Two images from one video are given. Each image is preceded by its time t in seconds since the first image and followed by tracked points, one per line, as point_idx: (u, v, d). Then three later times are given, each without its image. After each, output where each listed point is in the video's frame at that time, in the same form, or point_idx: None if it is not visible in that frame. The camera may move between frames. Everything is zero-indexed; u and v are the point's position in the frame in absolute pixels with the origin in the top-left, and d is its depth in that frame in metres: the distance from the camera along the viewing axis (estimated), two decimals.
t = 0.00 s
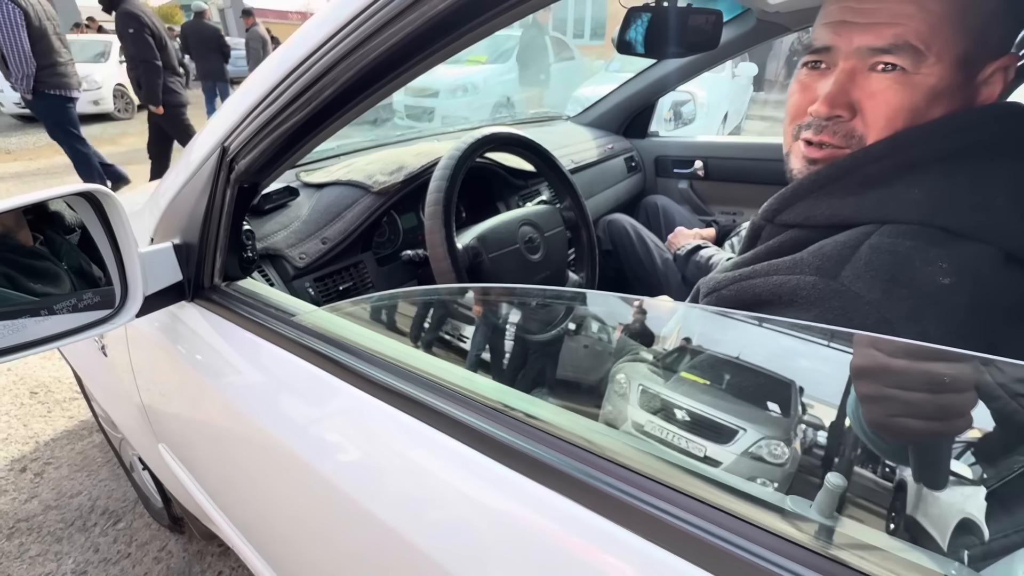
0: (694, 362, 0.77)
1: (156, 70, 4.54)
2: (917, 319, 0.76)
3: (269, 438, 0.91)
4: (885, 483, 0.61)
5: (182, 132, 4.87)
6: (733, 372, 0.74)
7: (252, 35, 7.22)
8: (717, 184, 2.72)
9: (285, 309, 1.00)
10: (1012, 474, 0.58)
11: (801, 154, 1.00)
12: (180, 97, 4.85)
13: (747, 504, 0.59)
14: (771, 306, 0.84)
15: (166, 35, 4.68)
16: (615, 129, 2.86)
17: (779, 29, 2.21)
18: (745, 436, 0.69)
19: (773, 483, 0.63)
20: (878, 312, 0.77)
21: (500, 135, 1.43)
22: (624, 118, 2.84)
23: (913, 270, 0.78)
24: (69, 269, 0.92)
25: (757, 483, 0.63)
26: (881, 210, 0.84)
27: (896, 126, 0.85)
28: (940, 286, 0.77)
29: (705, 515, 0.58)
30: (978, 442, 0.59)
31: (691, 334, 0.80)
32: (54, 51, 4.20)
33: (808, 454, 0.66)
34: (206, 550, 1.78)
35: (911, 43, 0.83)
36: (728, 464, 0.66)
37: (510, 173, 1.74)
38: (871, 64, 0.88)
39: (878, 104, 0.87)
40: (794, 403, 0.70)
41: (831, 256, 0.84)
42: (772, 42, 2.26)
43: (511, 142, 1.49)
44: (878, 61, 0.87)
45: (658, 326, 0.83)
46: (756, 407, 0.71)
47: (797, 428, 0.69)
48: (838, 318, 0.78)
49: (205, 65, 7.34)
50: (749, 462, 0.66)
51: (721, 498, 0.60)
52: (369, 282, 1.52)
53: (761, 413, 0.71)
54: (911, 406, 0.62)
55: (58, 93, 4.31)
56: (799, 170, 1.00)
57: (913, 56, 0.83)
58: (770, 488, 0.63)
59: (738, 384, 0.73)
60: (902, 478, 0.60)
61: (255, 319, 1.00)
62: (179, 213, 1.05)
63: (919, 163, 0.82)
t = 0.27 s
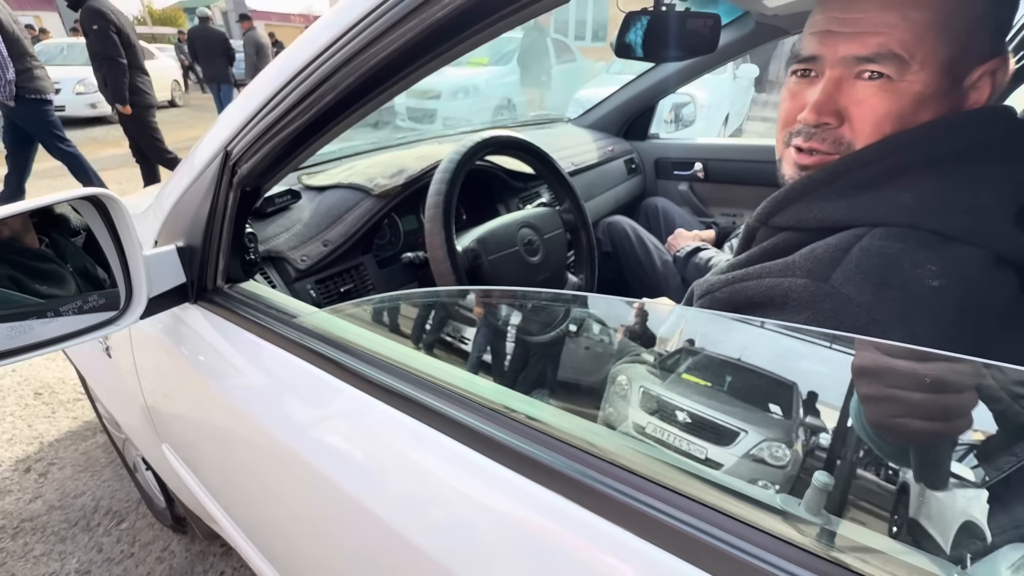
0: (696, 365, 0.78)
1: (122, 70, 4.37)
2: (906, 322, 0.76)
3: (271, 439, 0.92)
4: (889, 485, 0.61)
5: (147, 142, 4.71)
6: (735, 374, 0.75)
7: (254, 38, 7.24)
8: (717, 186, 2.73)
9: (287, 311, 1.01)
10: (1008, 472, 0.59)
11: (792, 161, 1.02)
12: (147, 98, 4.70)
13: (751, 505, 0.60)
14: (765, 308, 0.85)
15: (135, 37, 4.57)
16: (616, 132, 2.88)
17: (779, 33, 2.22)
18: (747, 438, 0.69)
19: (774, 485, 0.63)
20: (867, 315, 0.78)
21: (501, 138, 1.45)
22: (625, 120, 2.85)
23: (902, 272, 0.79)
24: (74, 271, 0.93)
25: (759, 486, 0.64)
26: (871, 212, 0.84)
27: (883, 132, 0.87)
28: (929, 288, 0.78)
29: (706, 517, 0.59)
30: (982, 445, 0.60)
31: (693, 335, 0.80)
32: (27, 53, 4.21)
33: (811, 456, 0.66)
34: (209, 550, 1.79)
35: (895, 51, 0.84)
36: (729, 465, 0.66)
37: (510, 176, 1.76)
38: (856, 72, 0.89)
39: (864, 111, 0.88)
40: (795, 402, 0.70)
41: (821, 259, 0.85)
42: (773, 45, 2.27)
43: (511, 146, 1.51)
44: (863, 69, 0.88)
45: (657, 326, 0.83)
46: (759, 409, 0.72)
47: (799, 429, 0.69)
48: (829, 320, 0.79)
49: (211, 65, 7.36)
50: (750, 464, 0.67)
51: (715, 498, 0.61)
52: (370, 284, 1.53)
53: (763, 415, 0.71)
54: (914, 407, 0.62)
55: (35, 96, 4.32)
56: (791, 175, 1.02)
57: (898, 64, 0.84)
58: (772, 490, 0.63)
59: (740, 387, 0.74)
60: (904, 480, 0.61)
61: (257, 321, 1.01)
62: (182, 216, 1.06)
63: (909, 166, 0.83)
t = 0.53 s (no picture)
0: (697, 365, 0.79)
1: (100, 71, 4.32)
2: (903, 319, 0.76)
3: (278, 435, 0.93)
4: (891, 486, 0.62)
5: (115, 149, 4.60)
6: (738, 374, 0.76)
7: (256, 39, 7.26)
8: (718, 186, 2.74)
9: (295, 310, 1.02)
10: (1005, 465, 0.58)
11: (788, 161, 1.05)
12: (126, 99, 4.61)
13: (754, 500, 0.61)
14: (763, 307, 0.85)
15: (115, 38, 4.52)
16: (618, 132, 2.89)
17: (779, 34, 2.23)
18: (749, 437, 0.70)
19: (778, 484, 0.64)
20: (865, 313, 0.77)
21: (504, 140, 1.46)
22: (626, 121, 2.86)
23: (900, 271, 0.79)
24: (84, 270, 0.95)
25: (762, 483, 0.64)
26: (868, 211, 0.85)
27: (875, 132, 0.89)
28: (925, 286, 0.78)
29: (713, 509, 0.60)
30: (984, 446, 0.59)
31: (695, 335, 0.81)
32: None
33: (813, 455, 0.67)
34: (214, 548, 1.81)
35: (884, 54, 0.87)
36: (733, 464, 0.67)
37: (512, 176, 1.76)
38: (847, 74, 0.92)
39: (855, 112, 0.91)
40: (796, 404, 0.71)
41: (819, 258, 0.85)
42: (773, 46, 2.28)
43: (514, 147, 1.52)
44: (854, 71, 0.91)
45: (657, 325, 0.84)
46: (760, 409, 0.73)
47: (800, 430, 0.70)
48: (827, 318, 0.79)
49: (213, 68, 7.39)
50: (752, 463, 0.67)
51: (719, 491, 0.62)
52: (376, 284, 1.54)
53: (764, 415, 0.72)
54: (913, 402, 0.63)
55: None
56: (787, 175, 1.05)
57: (887, 66, 0.87)
58: (775, 488, 0.63)
59: (743, 388, 0.75)
60: (906, 480, 0.61)
61: (264, 319, 1.02)
62: (191, 217, 1.07)
63: (903, 166, 0.84)
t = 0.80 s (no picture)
0: (697, 363, 0.79)
1: (75, 76, 4.26)
2: (909, 317, 0.76)
3: (284, 430, 0.93)
4: (893, 485, 0.61)
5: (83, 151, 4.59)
6: (739, 372, 0.76)
7: (256, 39, 7.26)
8: (720, 186, 2.74)
9: (302, 307, 1.03)
10: (1008, 459, 0.59)
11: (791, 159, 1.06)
12: (102, 104, 4.56)
13: (759, 491, 0.61)
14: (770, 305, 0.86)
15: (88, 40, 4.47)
16: (620, 132, 2.89)
17: (780, 34, 2.23)
18: (751, 436, 0.69)
19: (781, 480, 0.63)
20: (871, 310, 0.78)
21: (507, 139, 1.46)
22: (628, 121, 2.87)
23: (905, 269, 0.80)
24: (92, 270, 0.96)
25: (764, 478, 0.63)
26: (873, 210, 0.86)
27: (877, 130, 0.90)
28: (929, 284, 0.78)
29: (719, 498, 0.60)
30: (987, 444, 0.60)
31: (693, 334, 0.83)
32: None
33: (815, 454, 0.66)
34: (218, 547, 1.81)
35: (885, 53, 0.87)
36: (734, 459, 0.66)
37: (516, 176, 1.77)
38: (848, 73, 0.93)
39: (857, 111, 0.92)
40: (798, 403, 0.71)
41: (826, 256, 0.86)
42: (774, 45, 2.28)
43: (517, 146, 1.52)
44: (855, 70, 0.92)
45: (660, 325, 0.86)
46: (762, 408, 0.73)
47: (802, 428, 0.69)
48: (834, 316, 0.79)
49: (214, 69, 7.40)
50: (754, 459, 0.66)
51: (723, 481, 0.62)
52: (381, 283, 1.54)
53: (767, 414, 0.72)
54: (910, 395, 0.64)
55: None
56: (791, 173, 1.06)
57: (887, 65, 0.87)
58: (779, 484, 0.62)
59: (743, 386, 0.75)
60: (909, 479, 0.61)
61: (271, 316, 1.03)
62: (199, 216, 1.08)
63: (906, 164, 0.85)
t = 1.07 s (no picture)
0: (695, 361, 0.80)
1: (25, 82, 4.20)
2: (913, 318, 0.75)
3: (285, 432, 0.93)
4: (893, 485, 0.61)
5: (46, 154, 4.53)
6: (738, 372, 0.76)
7: (255, 39, 7.26)
8: (719, 187, 2.75)
9: (303, 310, 1.02)
10: (1007, 460, 0.59)
11: (792, 161, 1.04)
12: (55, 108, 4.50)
13: (759, 492, 0.61)
14: (771, 307, 0.85)
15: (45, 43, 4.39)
16: (620, 133, 2.89)
17: (779, 35, 2.23)
18: (750, 435, 0.70)
19: (779, 480, 0.63)
20: (874, 312, 0.77)
21: (508, 140, 1.46)
22: (628, 121, 2.87)
23: (907, 270, 0.79)
24: (92, 273, 0.95)
25: (763, 480, 0.63)
26: (872, 211, 0.86)
27: (880, 132, 0.89)
28: (931, 286, 0.78)
29: (722, 503, 0.60)
30: (985, 443, 0.60)
31: (696, 334, 0.83)
32: None
33: (813, 455, 0.66)
34: (219, 548, 1.81)
35: (887, 55, 0.86)
36: (733, 460, 0.66)
37: (516, 178, 1.77)
38: (850, 76, 0.91)
39: (860, 113, 0.91)
40: (798, 403, 0.71)
41: (827, 259, 0.86)
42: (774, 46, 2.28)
43: (517, 147, 1.52)
44: (857, 73, 0.90)
45: (663, 327, 0.85)
46: (761, 408, 0.73)
47: (801, 428, 0.69)
48: (836, 318, 0.79)
49: (216, 70, 7.39)
50: (753, 460, 0.67)
51: (724, 485, 0.62)
52: (381, 285, 1.54)
53: (765, 414, 0.72)
54: (907, 393, 0.65)
55: None
56: (792, 175, 1.04)
57: (890, 67, 0.86)
58: (777, 485, 0.62)
59: (742, 385, 0.75)
60: (908, 478, 0.61)
61: (272, 319, 1.03)
62: (201, 219, 1.08)
63: (908, 165, 0.85)
